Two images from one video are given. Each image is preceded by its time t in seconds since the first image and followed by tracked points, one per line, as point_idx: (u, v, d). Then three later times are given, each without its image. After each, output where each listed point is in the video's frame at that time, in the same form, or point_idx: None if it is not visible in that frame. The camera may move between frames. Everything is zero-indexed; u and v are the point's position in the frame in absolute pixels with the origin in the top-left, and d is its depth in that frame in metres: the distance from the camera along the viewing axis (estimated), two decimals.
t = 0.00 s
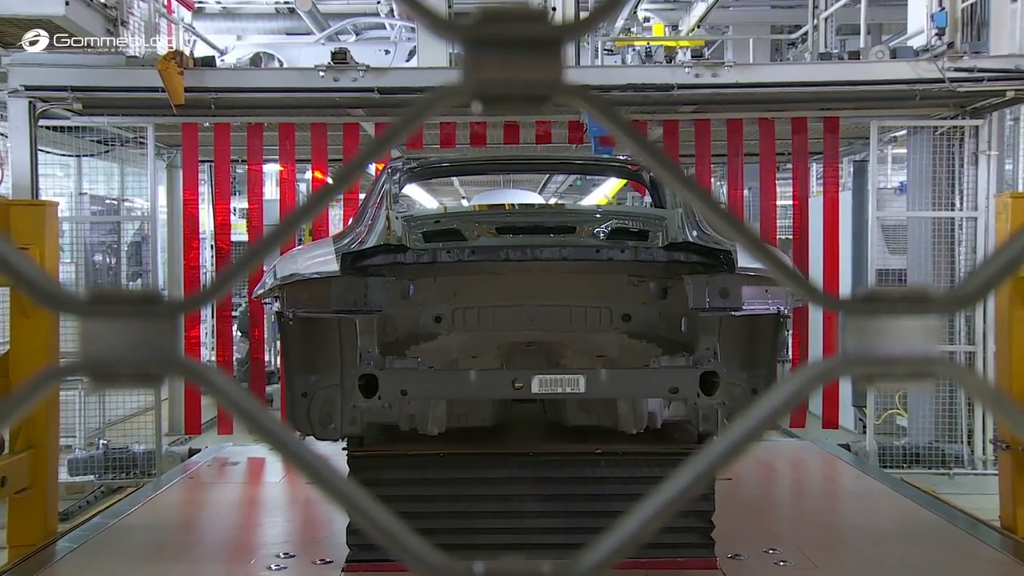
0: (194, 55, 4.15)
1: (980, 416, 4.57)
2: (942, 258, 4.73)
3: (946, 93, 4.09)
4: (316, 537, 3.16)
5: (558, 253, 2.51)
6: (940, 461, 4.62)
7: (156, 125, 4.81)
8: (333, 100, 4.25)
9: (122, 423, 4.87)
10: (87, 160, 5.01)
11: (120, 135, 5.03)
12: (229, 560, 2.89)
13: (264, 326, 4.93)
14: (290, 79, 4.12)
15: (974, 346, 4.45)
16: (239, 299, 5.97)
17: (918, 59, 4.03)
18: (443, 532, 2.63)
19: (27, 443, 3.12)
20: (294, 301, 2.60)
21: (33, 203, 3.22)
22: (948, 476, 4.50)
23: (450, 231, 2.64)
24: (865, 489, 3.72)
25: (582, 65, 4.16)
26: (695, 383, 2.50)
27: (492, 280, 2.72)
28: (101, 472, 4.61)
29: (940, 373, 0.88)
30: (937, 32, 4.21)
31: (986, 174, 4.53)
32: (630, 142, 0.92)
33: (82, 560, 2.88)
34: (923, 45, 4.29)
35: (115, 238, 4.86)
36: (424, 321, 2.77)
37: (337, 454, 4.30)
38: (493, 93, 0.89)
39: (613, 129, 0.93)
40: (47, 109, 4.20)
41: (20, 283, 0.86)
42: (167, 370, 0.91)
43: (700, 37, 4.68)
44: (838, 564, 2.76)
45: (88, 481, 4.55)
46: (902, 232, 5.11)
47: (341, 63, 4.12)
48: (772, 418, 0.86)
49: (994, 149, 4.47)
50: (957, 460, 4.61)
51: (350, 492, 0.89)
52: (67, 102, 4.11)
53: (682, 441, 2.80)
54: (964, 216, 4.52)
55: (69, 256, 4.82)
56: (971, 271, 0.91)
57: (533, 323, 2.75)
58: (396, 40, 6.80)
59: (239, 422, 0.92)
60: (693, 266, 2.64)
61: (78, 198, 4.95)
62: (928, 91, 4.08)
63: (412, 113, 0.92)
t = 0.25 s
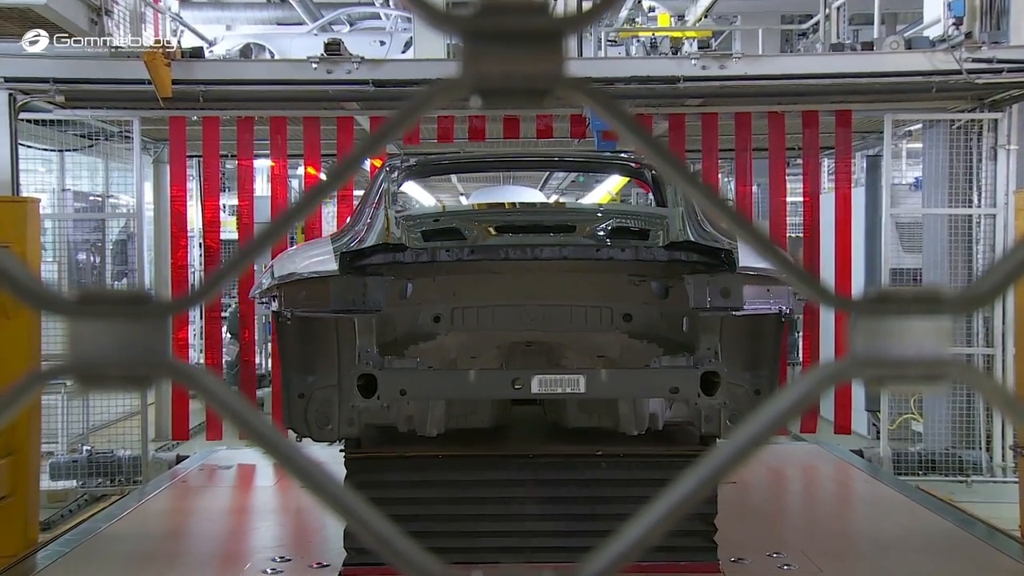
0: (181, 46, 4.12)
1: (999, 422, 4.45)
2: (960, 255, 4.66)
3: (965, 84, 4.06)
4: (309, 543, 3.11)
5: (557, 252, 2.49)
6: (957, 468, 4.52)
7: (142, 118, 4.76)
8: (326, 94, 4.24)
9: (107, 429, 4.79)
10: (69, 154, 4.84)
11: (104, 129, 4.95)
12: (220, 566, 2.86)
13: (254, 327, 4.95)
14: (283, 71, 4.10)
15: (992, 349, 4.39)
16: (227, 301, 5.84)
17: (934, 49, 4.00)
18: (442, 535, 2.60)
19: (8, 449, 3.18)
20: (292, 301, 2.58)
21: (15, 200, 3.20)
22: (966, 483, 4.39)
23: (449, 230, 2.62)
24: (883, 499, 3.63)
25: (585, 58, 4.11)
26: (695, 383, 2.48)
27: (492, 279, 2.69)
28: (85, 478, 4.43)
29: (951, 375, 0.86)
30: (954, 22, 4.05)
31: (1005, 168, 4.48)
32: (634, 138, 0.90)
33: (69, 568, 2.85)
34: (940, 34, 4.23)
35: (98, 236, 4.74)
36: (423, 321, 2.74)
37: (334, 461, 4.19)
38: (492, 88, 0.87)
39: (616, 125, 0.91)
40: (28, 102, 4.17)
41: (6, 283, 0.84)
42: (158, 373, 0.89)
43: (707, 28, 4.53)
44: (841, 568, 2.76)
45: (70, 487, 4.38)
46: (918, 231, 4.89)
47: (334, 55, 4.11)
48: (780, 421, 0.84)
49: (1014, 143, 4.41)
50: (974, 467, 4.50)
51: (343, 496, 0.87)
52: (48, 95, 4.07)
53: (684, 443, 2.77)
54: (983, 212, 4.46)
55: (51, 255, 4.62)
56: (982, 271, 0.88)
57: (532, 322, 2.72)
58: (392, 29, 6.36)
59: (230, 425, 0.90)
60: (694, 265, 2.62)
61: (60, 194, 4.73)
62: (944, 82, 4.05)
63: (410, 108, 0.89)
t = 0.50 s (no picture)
0: (169, 36, 4.08)
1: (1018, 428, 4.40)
2: (980, 253, 4.57)
3: (983, 75, 4.04)
4: (300, 548, 3.08)
5: (558, 251, 2.46)
6: (976, 475, 4.48)
7: (129, 111, 4.65)
8: (320, 86, 4.21)
9: (91, 435, 4.77)
10: (52, 150, 4.80)
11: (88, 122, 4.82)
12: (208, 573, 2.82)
13: (243, 330, 4.88)
14: (274, 62, 4.07)
15: (1012, 351, 4.34)
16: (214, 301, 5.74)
17: (952, 39, 3.97)
18: (442, 538, 2.58)
19: None
20: (290, 299, 2.52)
21: None
22: (985, 490, 4.37)
23: (448, 228, 2.59)
24: (898, 509, 3.53)
25: (588, 50, 4.05)
26: (697, 382, 2.45)
27: (492, 278, 2.65)
28: (67, 485, 4.40)
29: (964, 377, 0.84)
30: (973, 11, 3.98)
31: None
32: (637, 131, 0.87)
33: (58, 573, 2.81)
34: (956, 24, 4.17)
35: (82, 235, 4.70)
36: (422, 321, 2.71)
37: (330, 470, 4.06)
38: (493, 80, 0.84)
39: (619, 119, 0.88)
40: (10, 94, 4.19)
41: None
42: (148, 375, 0.86)
43: (715, 18, 4.44)
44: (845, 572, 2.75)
45: (51, 495, 4.34)
46: (935, 227, 4.78)
47: (327, 46, 4.07)
48: (788, 426, 0.81)
49: None
50: (993, 474, 4.45)
51: (337, 501, 0.84)
52: (28, 86, 4.06)
53: (687, 445, 2.75)
54: (1004, 209, 4.37)
55: (32, 254, 4.62)
56: (997, 271, 0.86)
57: (532, 323, 2.70)
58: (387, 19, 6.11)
59: (222, 428, 0.88)
60: (695, 264, 2.59)
61: (43, 190, 4.65)
62: (962, 73, 4.03)
63: (408, 102, 0.87)
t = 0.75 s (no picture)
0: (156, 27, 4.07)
1: None
2: (998, 249, 4.46)
3: (1001, 67, 4.00)
4: (292, 551, 3.02)
5: (558, 250, 2.43)
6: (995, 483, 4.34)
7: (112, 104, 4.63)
8: (312, 78, 4.17)
9: (74, 441, 4.68)
10: (33, 144, 4.63)
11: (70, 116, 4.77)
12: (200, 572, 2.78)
13: (233, 332, 4.90)
14: (264, 53, 4.07)
15: None
16: (204, 303, 5.65)
17: (971, 29, 3.92)
18: (442, 540, 2.56)
19: None
20: (287, 298, 2.49)
21: None
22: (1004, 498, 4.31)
23: (447, 227, 2.57)
24: (912, 515, 3.39)
25: (591, 41, 4.00)
26: (698, 382, 2.42)
27: (492, 276, 2.62)
28: (49, 493, 4.34)
29: (977, 380, 0.81)
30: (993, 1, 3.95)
31: None
32: (641, 127, 0.85)
33: None
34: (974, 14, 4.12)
35: (66, 232, 4.64)
36: (420, 320, 2.69)
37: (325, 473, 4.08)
38: (493, 75, 0.82)
39: (622, 114, 0.86)
40: None
41: None
42: (140, 378, 0.84)
43: (724, 6, 4.38)
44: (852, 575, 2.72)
45: (33, 503, 4.28)
46: (950, 224, 4.70)
47: (321, 36, 4.02)
48: (796, 429, 0.79)
49: None
50: (1014, 481, 4.31)
51: (334, 508, 0.83)
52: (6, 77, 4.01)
53: (689, 446, 2.72)
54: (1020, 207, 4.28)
55: (12, 252, 4.50)
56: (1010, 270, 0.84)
57: (532, 322, 2.68)
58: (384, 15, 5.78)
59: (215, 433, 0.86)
60: (697, 263, 2.57)
61: (24, 186, 4.55)
62: (980, 64, 3.98)
63: (406, 97, 0.85)
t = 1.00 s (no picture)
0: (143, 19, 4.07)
1: None
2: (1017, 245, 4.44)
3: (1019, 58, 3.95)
4: (284, 558, 2.99)
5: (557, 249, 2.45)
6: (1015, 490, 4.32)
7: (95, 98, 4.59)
8: (304, 70, 4.12)
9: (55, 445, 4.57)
10: (13, 137, 4.62)
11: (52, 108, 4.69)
12: None
13: (221, 334, 4.84)
14: (255, 44, 4.00)
15: None
16: (192, 303, 5.54)
17: (988, 19, 3.87)
18: (442, 543, 2.54)
19: None
20: (285, 297, 2.47)
21: None
22: None
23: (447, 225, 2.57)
24: (926, 524, 3.35)
25: (593, 33, 3.95)
26: (699, 382, 2.40)
27: (492, 274, 2.59)
28: (30, 501, 4.31)
29: (991, 383, 0.79)
30: None
31: None
32: (643, 121, 0.83)
33: None
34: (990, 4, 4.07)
35: (47, 228, 4.59)
36: (419, 320, 2.66)
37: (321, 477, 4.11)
38: (493, 69, 0.79)
39: (621, 108, 0.84)
40: None
41: None
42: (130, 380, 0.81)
43: None
44: None
45: (13, 511, 4.25)
46: (968, 223, 4.68)
47: (312, 27, 3.99)
48: (804, 433, 0.77)
49: None
50: None
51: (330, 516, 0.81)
52: None
53: (692, 448, 2.69)
54: None
55: None
56: None
57: (532, 322, 2.65)
58: None
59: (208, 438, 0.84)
60: (698, 261, 2.55)
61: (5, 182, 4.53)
62: (998, 55, 3.93)
63: (402, 91, 0.83)
